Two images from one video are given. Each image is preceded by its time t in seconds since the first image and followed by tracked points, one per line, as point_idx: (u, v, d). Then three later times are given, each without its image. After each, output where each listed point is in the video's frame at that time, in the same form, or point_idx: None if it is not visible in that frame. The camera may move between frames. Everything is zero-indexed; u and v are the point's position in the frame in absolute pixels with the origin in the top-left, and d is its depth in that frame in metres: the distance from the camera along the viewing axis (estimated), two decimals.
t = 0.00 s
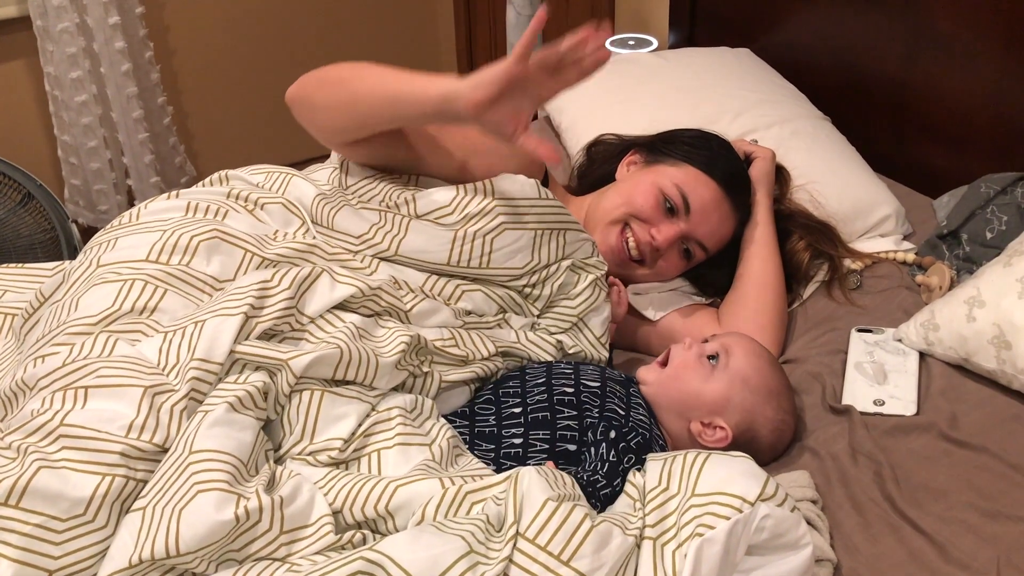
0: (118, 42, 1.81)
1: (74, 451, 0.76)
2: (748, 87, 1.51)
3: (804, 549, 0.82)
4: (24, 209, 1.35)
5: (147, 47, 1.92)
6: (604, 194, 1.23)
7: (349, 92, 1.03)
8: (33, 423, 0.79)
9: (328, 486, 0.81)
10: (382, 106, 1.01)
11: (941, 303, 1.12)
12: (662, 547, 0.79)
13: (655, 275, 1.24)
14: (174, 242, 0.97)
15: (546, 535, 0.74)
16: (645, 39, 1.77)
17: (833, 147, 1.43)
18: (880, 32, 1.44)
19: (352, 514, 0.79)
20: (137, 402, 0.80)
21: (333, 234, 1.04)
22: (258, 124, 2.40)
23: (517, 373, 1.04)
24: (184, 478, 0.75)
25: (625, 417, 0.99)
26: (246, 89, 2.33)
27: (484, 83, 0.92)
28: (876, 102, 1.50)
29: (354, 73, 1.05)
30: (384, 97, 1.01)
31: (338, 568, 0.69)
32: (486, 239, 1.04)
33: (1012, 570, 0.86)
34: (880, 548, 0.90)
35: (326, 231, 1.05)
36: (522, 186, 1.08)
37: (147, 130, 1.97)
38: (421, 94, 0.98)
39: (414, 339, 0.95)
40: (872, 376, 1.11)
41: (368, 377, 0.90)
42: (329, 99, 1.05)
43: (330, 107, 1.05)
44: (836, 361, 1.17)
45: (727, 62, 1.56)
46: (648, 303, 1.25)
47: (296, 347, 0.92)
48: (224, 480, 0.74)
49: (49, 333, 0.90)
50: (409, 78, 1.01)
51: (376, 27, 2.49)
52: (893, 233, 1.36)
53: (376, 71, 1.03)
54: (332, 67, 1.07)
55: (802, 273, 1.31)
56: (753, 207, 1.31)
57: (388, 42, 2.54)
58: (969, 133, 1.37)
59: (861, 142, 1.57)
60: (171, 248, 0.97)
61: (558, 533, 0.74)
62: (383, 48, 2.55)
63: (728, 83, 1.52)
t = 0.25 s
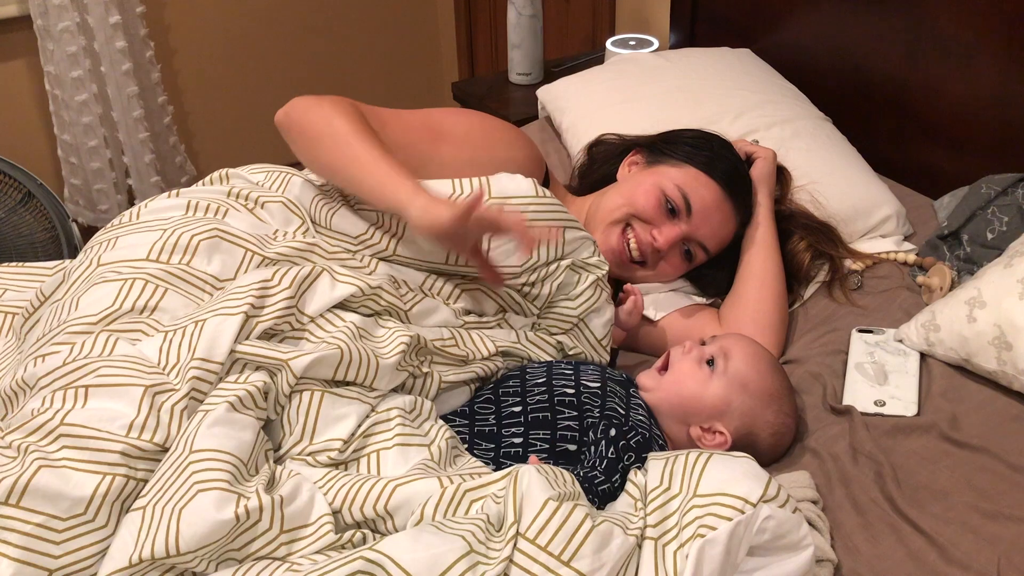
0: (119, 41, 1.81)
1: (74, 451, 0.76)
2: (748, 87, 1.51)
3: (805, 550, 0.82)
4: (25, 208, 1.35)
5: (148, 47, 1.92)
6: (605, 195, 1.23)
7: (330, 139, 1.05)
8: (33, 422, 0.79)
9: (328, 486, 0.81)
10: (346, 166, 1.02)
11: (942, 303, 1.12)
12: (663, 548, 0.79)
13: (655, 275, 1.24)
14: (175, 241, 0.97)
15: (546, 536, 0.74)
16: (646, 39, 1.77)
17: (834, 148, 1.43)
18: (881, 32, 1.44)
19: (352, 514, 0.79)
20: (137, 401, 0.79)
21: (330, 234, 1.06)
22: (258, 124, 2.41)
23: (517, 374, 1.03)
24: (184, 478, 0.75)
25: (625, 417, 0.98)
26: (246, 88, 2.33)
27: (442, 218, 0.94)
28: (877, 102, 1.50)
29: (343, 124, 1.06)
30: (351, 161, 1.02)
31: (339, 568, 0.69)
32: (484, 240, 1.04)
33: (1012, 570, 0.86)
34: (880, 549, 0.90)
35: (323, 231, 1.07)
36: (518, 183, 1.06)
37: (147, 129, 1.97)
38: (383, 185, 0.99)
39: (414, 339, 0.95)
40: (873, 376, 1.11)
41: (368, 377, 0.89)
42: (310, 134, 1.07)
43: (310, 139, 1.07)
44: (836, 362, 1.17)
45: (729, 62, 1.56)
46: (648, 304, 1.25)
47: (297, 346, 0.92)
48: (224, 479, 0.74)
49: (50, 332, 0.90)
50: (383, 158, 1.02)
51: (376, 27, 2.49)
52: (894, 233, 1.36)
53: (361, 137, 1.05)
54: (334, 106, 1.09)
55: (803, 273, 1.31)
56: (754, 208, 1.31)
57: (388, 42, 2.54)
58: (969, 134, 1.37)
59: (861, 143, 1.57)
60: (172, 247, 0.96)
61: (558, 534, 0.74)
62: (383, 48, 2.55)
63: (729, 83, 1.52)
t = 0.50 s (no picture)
0: (119, 41, 1.81)
1: (73, 450, 0.76)
2: (748, 87, 1.51)
3: (803, 549, 0.82)
4: (24, 208, 1.35)
5: (147, 47, 1.92)
6: (604, 195, 1.23)
7: (316, 188, 1.06)
8: (33, 422, 0.79)
9: (327, 486, 0.81)
10: (328, 221, 1.05)
11: (941, 303, 1.12)
12: (660, 546, 0.79)
13: (654, 275, 1.24)
14: (174, 241, 0.97)
15: (544, 533, 0.74)
16: (645, 39, 1.77)
17: (833, 148, 1.44)
18: (881, 33, 1.44)
19: (351, 513, 0.79)
20: (136, 400, 0.80)
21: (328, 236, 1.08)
22: (258, 124, 2.41)
23: (515, 374, 1.03)
24: (183, 476, 0.75)
25: (624, 417, 0.99)
26: (246, 88, 2.33)
27: (410, 323, 0.97)
28: (876, 102, 1.50)
29: (328, 175, 1.05)
30: (333, 220, 1.04)
31: (337, 566, 0.69)
32: (476, 242, 1.03)
33: (1011, 570, 0.86)
34: (879, 549, 0.90)
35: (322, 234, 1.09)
36: (511, 186, 1.06)
37: (147, 129, 1.97)
38: (362, 253, 1.01)
39: (414, 340, 0.96)
40: (872, 376, 1.11)
41: (367, 377, 0.90)
42: (300, 175, 1.08)
43: (299, 176, 1.08)
44: (835, 361, 1.17)
45: (728, 63, 1.56)
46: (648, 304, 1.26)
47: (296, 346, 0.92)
48: (223, 478, 0.74)
49: (49, 331, 0.90)
50: (362, 220, 1.02)
51: (375, 27, 2.49)
52: (893, 233, 1.36)
53: (344, 191, 1.04)
54: (324, 144, 1.08)
55: (802, 273, 1.31)
56: (753, 208, 1.31)
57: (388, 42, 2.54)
58: (968, 134, 1.37)
59: (860, 143, 1.57)
60: (170, 246, 0.97)
61: (556, 531, 0.74)
62: (383, 48, 2.55)
63: (728, 83, 1.52)
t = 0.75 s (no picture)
0: (118, 41, 1.81)
1: (72, 450, 0.76)
2: (747, 87, 1.51)
3: (803, 549, 0.82)
4: (23, 208, 1.35)
5: (147, 47, 1.92)
6: (604, 195, 1.23)
7: (322, 195, 1.06)
8: (32, 422, 0.79)
9: (327, 486, 0.81)
10: (333, 229, 1.05)
11: (940, 303, 1.12)
12: (660, 545, 0.79)
13: (654, 275, 1.24)
14: (173, 241, 0.97)
15: (544, 533, 0.74)
16: (644, 39, 1.77)
17: (832, 147, 1.44)
18: (880, 32, 1.44)
19: (350, 512, 0.79)
20: (136, 401, 0.80)
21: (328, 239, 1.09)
22: (258, 123, 2.41)
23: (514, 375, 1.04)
24: (182, 476, 0.75)
25: (621, 418, 0.98)
26: (245, 88, 2.33)
27: (419, 333, 0.98)
28: (875, 102, 1.50)
29: (334, 183, 1.05)
30: (339, 229, 1.04)
31: (337, 565, 0.69)
32: (475, 244, 1.04)
33: (1010, 569, 0.86)
34: (878, 548, 0.90)
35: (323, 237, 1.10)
36: (510, 188, 1.07)
37: (146, 128, 1.97)
38: (370, 262, 1.02)
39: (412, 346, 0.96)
40: (871, 376, 1.11)
41: (367, 379, 0.90)
42: (305, 181, 1.08)
43: (304, 183, 1.08)
44: (834, 361, 1.17)
45: (727, 62, 1.56)
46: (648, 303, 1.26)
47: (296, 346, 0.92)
48: (222, 478, 0.75)
49: (49, 331, 0.90)
50: (369, 229, 1.03)
51: (375, 27, 2.50)
52: (893, 233, 1.36)
53: (350, 200, 1.04)
54: (328, 150, 1.08)
55: (801, 272, 1.31)
56: (753, 208, 1.31)
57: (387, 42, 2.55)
58: (967, 133, 1.37)
59: (860, 143, 1.57)
60: (170, 246, 0.97)
61: (555, 530, 0.74)
62: (382, 48, 2.55)
63: (727, 83, 1.52)
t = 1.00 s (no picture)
0: (117, 40, 1.82)
1: (71, 447, 0.76)
2: (747, 85, 1.51)
3: (803, 546, 0.82)
4: (23, 207, 1.35)
5: (146, 46, 1.92)
6: (604, 193, 1.23)
7: (324, 190, 1.05)
8: (31, 419, 0.79)
9: (326, 483, 0.81)
10: (337, 224, 1.05)
11: (940, 301, 1.12)
12: (660, 543, 0.79)
13: (654, 274, 1.24)
14: (173, 239, 0.97)
15: (543, 530, 0.74)
16: (644, 38, 1.77)
17: (832, 146, 1.44)
18: (879, 31, 1.44)
19: (349, 510, 0.79)
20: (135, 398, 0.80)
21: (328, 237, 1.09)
22: (257, 123, 2.41)
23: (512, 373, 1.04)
24: (182, 474, 0.75)
25: (618, 406, 0.99)
26: (245, 87, 2.33)
27: (429, 324, 0.98)
28: (875, 100, 1.50)
29: (338, 178, 1.05)
30: (343, 224, 1.04)
31: (337, 562, 0.69)
32: (475, 242, 1.04)
33: (1010, 567, 0.86)
34: (877, 546, 0.90)
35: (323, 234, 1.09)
36: (509, 185, 1.07)
37: (146, 128, 1.97)
38: (376, 255, 1.02)
39: (412, 344, 0.96)
40: (871, 374, 1.11)
41: (367, 377, 0.90)
42: (307, 177, 1.07)
43: (306, 179, 1.07)
44: (834, 359, 1.17)
45: (727, 61, 1.56)
46: (649, 302, 1.25)
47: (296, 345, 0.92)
48: (221, 475, 0.74)
49: (48, 328, 0.90)
50: (375, 222, 1.03)
51: (374, 27, 2.50)
52: (893, 231, 1.36)
53: (355, 194, 1.04)
54: (330, 146, 1.07)
55: (801, 271, 1.31)
56: (753, 207, 1.31)
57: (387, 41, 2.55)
58: (967, 132, 1.37)
59: (859, 141, 1.57)
60: (169, 244, 0.97)
61: (554, 527, 0.74)
62: (382, 48, 2.55)
63: (727, 81, 1.52)
